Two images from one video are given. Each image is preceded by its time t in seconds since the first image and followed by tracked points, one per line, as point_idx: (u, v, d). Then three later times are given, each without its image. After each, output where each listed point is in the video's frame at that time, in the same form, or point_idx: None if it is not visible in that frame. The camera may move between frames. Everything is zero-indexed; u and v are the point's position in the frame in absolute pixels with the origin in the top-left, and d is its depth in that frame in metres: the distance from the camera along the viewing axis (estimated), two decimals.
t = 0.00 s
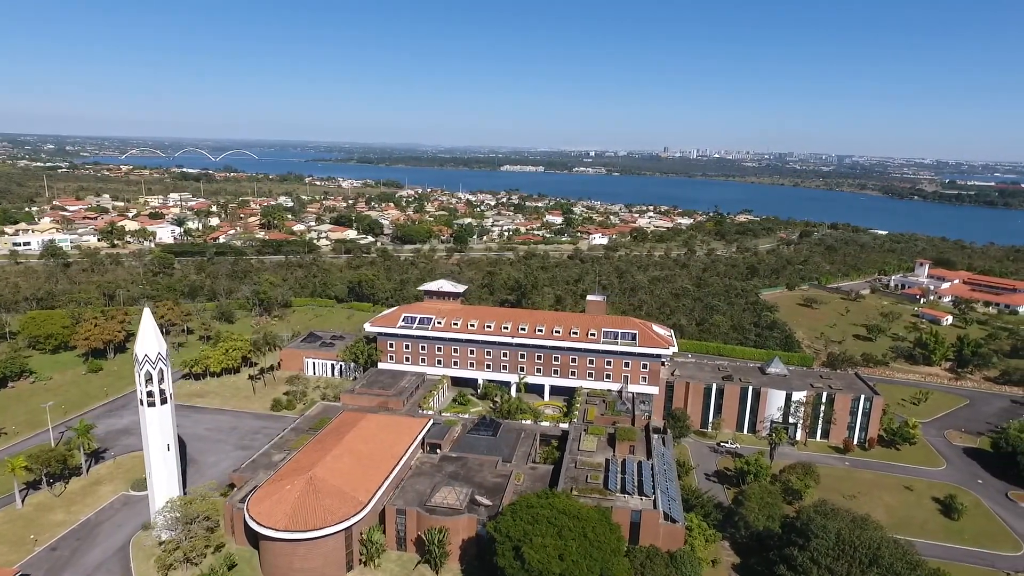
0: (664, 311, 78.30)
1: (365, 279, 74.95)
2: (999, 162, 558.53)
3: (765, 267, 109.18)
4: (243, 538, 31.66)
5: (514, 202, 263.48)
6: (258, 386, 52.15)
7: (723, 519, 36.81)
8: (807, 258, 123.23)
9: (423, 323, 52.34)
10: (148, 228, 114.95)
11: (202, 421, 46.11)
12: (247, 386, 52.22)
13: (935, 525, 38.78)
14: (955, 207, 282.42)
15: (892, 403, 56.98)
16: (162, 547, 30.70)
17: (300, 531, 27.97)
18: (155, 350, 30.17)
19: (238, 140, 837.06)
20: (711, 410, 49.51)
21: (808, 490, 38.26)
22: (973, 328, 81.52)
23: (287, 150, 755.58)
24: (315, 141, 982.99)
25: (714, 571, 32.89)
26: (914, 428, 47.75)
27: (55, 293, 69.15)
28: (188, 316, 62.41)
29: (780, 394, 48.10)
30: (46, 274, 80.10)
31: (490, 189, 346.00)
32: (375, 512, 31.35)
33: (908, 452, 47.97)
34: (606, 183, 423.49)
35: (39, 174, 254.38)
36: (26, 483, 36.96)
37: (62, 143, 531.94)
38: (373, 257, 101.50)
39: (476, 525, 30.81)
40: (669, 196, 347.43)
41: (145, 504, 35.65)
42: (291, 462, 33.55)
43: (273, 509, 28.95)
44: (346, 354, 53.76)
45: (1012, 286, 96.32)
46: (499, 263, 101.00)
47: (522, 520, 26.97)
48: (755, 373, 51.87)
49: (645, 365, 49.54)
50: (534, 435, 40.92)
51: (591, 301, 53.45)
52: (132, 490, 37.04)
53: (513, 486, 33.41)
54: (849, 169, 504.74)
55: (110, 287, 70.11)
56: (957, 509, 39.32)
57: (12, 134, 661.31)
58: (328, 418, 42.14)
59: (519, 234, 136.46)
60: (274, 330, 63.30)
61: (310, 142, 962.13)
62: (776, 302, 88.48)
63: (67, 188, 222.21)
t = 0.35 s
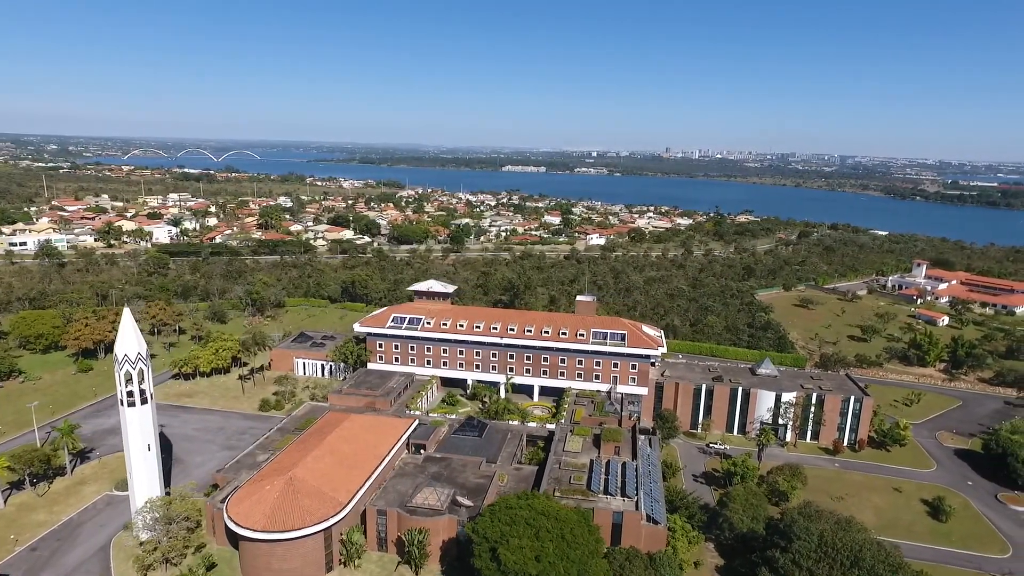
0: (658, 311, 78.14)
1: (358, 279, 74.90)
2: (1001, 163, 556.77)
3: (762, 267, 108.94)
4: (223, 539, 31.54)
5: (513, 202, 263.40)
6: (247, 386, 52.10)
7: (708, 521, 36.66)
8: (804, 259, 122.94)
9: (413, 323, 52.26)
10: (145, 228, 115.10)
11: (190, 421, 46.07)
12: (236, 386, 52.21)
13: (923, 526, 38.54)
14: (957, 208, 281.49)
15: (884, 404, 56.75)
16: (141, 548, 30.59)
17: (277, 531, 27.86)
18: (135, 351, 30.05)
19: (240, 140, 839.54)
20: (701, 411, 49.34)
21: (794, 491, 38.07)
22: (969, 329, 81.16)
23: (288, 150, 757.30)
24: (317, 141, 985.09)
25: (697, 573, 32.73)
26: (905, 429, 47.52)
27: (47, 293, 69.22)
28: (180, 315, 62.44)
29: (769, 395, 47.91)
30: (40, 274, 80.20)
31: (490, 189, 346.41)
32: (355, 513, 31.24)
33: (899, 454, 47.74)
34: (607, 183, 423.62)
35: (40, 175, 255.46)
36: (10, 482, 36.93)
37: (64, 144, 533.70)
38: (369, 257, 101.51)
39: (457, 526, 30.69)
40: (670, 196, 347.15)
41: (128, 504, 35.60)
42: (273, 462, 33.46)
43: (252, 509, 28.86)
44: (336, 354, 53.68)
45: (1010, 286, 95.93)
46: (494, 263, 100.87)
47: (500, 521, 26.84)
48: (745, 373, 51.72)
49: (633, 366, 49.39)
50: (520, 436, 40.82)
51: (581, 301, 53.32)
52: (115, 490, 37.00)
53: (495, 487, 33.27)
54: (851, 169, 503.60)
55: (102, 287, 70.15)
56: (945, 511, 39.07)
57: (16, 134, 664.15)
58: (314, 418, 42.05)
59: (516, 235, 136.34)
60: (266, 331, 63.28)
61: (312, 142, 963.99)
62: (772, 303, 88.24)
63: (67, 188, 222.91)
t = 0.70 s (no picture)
0: (666, 312, 77.59)
1: (366, 278, 75.27)
2: None
3: (774, 269, 107.83)
4: (219, 535, 31.78)
5: (527, 202, 263.29)
6: (251, 384, 52.55)
7: (705, 524, 36.34)
8: (818, 260, 121.44)
9: (416, 322, 52.40)
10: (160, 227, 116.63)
11: (194, 418, 46.55)
12: (241, 383, 52.68)
13: (928, 533, 37.84)
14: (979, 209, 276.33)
15: (894, 408, 55.81)
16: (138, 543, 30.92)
17: (270, 528, 28.05)
18: (133, 348, 30.46)
19: (258, 140, 847.09)
20: (704, 413, 48.88)
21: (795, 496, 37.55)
22: (985, 332, 79.56)
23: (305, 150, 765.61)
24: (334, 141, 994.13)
25: None
26: (913, 434, 46.67)
27: (61, 291, 70.35)
28: (188, 314, 63.15)
29: (773, 398, 47.35)
30: (55, 272, 81.54)
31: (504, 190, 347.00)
32: (350, 511, 31.36)
33: (906, 459, 46.92)
34: (622, 183, 421.71)
35: (62, 175, 260.46)
36: (15, 476, 37.56)
37: (86, 144, 542.87)
38: (379, 257, 101.99)
39: (450, 526, 30.65)
40: (685, 196, 344.85)
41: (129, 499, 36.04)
42: (270, 460, 33.72)
43: (246, 506, 29.09)
44: (340, 353, 53.96)
45: None
46: (503, 264, 100.80)
47: (489, 521, 26.78)
48: (750, 376, 51.17)
49: (636, 367, 49.10)
50: (519, 437, 40.74)
51: (584, 302, 53.11)
52: (117, 485, 37.46)
53: (490, 487, 33.20)
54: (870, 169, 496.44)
55: (114, 285, 71.18)
56: (951, 517, 38.31)
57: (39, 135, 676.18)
58: (314, 416, 42.27)
59: (526, 235, 136.18)
60: (273, 329, 63.79)
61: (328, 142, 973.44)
62: (783, 305, 87.25)
63: (87, 188, 226.84)
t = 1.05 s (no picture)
0: (666, 313, 77.27)
1: (365, 278, 75.41)
2: None
3: (777, 269, 107.17)
4: (207, 534, 31.92)
5: (532, 202, 263.09)
6: (248, 383, 52.75)
7: (696, 526, 36.13)
8: (823, 261, 120.57)
9: (411, 322, 52.41)
10: (165, 227, 117.50)
11: (190, 417, 46.78)
12: (238, 383, 52.91)
13: (923, 537, 37.38)
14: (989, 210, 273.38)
15: (893, 410, 55.27)
16: (126, 541, 31.08)
17: (256, 527, 28.10)
18: (122, 346, 30.62)
19: (267, 140, 851.28)
20: (700, 415, 48.57)
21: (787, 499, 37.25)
22: (990, 334, 78.63)
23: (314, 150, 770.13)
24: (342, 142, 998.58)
25: None
26: (911, 437, 46.15)
27: (63, 290, 70.97)
28: (188, 313, 63.49)
29: (769, 400, 46.98)
30: (59, 272, 82.29)
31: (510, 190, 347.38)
32: (336, 510, 31.37)
33: (904, 462, 46.43)
34: (629, 183, 420.63)
35: (72, 175, 263.26)
36: (10, 474, 37.88)
37: (98, 145, 548.17)
38: (381, 257, 102.23)
39: (436, 526, 30.62)
40: (692, 197, 343.44)
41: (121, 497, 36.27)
42: (260, 459, 33.82)
43: (232, 505, 29.19)
44: (335, 353, 54.05)
45: None
46: (505, 264, 100.77)
47: (472, 522, 26.68)
48: (747, 377, 50.80)
49: (630, 368, 48.87)
50: (511, 437, 40.65)
51: (579, 303, 52.95)
52: (110, 483, 37.71)
53: (478, 487, 33.10)
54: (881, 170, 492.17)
55: (116, 284, 71.71)
56: (947, 521, 37.84)
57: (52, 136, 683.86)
58: (307, 416, 42.36)
59: (529, 236, 136.03)
60: (271, 329, 64.08)
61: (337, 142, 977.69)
62: (785, 306, 86.70)
63: (96, 188, 228.92)
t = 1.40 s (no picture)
0: (670, 314, 76.84)
1: (369, 278, 75.65)
2: None
3: (785, 270, 106.23)
4: (200, 531, 32.06)
5: (541, 203, 262.85)
6: (248, 382, 53.03)
7: (690, 528, 35.89)
8: (832, 262, 119.36)
9: (410, 322, 52.47)
10: (174, 226, 118.67)
11: (189, 414, 47.12)
12: (238, 381, 53.25)
13: (922, 542, 36.81)
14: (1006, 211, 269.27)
15: (898, 413, 54.56)
16: (118, 537, 31.29)
17: (244, 525, 28.23)
18: (115, 345, 30.92)
19: (279, 140, 856.85)
20: (698, 417, 48.20)
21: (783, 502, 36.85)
22: (1001, 337, 77.38)
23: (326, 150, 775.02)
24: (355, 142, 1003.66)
25: None
26: (913, 441, 45.50)
27: (71, 289, 71.84)
28: (192, 312, 63.97)
29: (769, 402, 46.51)
30: (69, 270, 83.32)
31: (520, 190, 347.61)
32: (327, 509, 31.43)
33: (906, 466, 45.81)
34: (640, 184, 419.13)
35: (88, 175, 267.09)
36: (9, 470, 38.33)
37: (114, 146, 554.62)
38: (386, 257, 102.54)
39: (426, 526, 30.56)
40: (703, 197, 341.55)
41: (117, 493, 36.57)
42: (252, 457, 33.99)
43: (222, 503, 29.34)
44: (334, 352, 54.20)
45: None
46: (510, 264, 100.73)
47: (458, 523, 26.60)
48: (747, 379, 50.35)
49: (628, 369, 48.62)
50: (506, 438, 40.57)
51: (578, 303, 52.74)
52: (107, 480, 38.02)
53: (469, 487, 33.03)
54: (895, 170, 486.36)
55: (122, 283, 72.46)
56: (947, 527, 37.24)
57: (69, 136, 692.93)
58: (303, 414, 42.52)
59: (536, 236, 135.89)
60: (274, 328, 64.45)
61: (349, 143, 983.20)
62: (791, 307, 85.91)
63: (110, 188, 231.89)
